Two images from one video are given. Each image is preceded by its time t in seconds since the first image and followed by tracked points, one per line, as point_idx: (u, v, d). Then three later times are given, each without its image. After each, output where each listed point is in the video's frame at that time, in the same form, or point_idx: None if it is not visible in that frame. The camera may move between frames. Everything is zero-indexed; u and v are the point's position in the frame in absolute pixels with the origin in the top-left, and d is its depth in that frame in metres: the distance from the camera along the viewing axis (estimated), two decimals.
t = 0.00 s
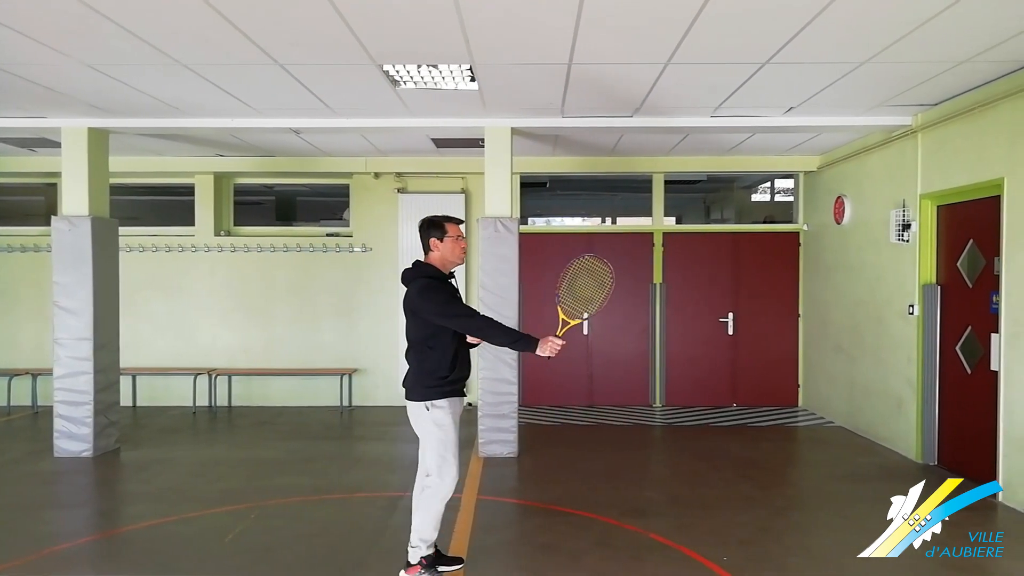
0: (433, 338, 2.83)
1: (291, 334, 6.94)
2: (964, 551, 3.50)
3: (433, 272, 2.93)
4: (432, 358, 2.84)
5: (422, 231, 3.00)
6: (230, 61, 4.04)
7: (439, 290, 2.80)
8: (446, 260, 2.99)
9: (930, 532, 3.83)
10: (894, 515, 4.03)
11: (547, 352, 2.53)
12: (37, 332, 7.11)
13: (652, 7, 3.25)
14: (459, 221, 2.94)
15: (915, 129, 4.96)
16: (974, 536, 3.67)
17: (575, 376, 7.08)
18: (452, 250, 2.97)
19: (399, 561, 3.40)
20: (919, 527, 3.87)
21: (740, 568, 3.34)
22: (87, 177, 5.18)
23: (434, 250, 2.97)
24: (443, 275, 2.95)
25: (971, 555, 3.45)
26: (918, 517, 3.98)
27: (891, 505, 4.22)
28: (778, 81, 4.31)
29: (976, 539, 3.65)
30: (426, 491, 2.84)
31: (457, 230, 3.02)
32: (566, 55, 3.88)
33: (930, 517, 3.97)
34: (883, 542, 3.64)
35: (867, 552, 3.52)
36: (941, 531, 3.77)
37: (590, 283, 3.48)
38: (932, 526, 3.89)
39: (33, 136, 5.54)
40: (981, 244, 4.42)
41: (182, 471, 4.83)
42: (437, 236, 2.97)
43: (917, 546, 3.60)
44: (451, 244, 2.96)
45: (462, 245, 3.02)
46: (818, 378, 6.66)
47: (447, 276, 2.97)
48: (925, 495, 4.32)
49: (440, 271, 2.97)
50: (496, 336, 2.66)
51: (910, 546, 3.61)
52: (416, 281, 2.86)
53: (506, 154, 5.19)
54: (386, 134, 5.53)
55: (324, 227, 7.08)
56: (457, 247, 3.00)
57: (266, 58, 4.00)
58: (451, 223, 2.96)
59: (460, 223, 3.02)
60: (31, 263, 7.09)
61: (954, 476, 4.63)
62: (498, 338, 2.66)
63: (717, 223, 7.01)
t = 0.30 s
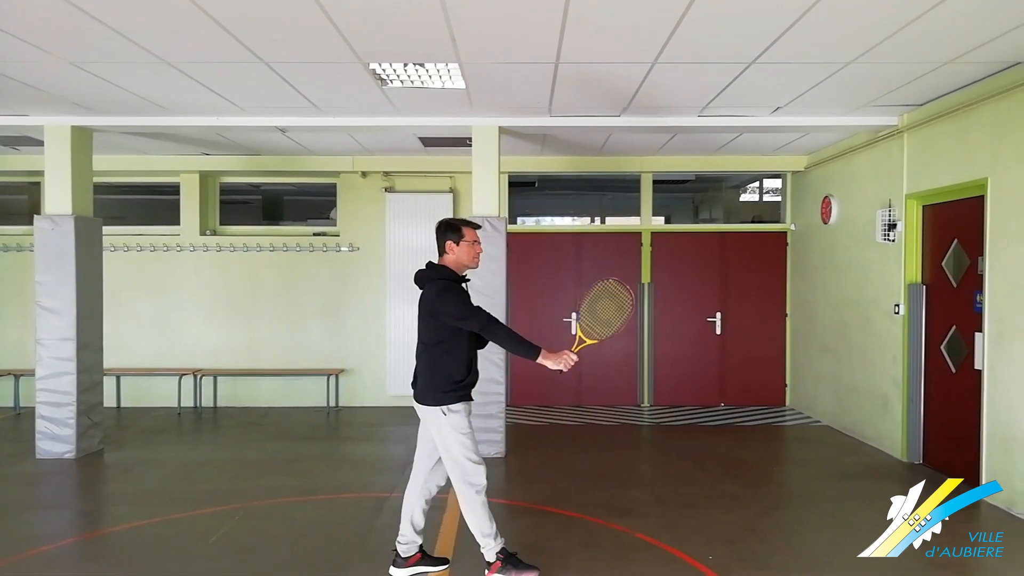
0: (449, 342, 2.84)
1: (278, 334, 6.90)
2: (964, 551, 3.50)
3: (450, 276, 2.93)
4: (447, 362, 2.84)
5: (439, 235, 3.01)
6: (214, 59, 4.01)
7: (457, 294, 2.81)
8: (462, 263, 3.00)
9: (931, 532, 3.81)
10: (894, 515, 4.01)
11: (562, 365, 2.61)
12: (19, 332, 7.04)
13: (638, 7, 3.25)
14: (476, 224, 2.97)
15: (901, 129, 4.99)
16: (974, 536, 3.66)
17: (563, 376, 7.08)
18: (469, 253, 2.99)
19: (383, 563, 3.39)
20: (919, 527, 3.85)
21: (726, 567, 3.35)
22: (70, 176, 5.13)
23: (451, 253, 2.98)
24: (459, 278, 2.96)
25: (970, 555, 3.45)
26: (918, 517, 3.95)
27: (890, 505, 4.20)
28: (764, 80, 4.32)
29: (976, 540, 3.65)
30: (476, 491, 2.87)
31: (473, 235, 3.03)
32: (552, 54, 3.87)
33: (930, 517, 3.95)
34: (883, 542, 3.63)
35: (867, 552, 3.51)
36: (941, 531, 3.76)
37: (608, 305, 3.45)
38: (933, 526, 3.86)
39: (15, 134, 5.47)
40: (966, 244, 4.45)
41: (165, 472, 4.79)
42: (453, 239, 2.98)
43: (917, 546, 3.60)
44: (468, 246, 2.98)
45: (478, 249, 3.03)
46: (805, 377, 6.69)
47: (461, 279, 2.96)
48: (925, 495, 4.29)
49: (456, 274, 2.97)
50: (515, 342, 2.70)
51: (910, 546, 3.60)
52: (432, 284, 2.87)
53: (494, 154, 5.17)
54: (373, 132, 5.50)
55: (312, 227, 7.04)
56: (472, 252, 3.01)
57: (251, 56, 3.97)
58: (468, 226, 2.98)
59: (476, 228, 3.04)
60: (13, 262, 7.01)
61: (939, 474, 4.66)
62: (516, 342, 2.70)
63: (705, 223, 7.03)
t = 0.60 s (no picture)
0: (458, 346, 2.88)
1: (253, 334, 6.84)
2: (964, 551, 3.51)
3: (457, 277, 2.94)
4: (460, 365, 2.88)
5: (445, 231, 3.00)
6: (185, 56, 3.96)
7: (459, 302, 2.82)
8: (468, 262, 2.99)
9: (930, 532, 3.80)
10: (895, 515, 3.99)
11: (526, 403, 2.66)
12: None
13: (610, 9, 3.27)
14: (481, 223, 2.92)
15: (872, 131, 5.06)
16: (974, 536, 3.67)
17: (540, 376, 7.09)
18: (475, 251, 2.97)
19: (355, 564, 3.37)
20: (919, 527, 3.82)
21: (698, 564, 3.39)
22: (38, 174, 5.04)
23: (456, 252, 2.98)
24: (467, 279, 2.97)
25: (971, 555, 3.46)
26: (918, 517, 3.92)
27: (890, 505, 4.18)
28: (738, 82, 4.36)
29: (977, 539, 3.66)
30: (475, 493, 2.90)
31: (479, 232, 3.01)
32: (527, 53, 3.87)
33: (931, 517, 3.90)
34: (883, 542, 3.63)
35: (867, 552, 3.52)
36: (942, 531, 3.76)
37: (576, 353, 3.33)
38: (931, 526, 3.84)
39: None
40: (934, 245, 4.54)
41: (135, 474, 4.72)
42: (458, 238, 2.97)
43: (917, 546, 3.61)
44: (474, 245, 2.96)
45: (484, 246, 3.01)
46: (777, 376, 6.77)
47: (469, 279, 2.97)
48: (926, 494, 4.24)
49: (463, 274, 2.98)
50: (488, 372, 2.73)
51: (911, 546, 3.61)
52: (441, 288, 2.88)
53: (471, 153, 5.17)
54: (348, 131, 5.47)
55: (287, 226, 6.98)
56: (479, 250, 2.99)
57: (223, 53, 3.92)
58: (474, 225, 2.95)
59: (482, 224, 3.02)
60: None
61: (908, 471, 4.74)
62: (488, 372, 2.73)
63: (681, 223, 7.08)
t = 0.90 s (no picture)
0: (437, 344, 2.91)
1: (215, 335, 6.74)
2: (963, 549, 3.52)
3: (451, 277, 2.97)
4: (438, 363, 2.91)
5: (449, 231, 3.01)
6: (143, 51, 3.87)
7: (434, 301, 2.85)
8: (467, 264, 3.02)
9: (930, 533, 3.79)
10: (894, 515, 3.97)
11: (462, 420, 2.72)
12: None
13: (571, 11, 3.29)
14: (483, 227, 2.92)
15: (832, 134, 5.16)
16: (974, 536, 3.64)
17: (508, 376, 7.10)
18: (475, 255, 2.99)
19: (314, 567, 3.33)
20: (919, 527, 3.81)
21: (662, 561, 3.42)
22: None
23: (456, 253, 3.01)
24: (460, 280, 2.99)
25: (971, 555, 3.44)
26: (918, 517, 3.90)
27: (890, 505, 4.16)
28: (701, 84, 4.41)
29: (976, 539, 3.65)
30: (440, 494, 2.91)
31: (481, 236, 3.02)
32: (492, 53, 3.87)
33: (931, 517, 3.89)
34: (883, 542, 3.61)
35: (867, 552, 3.49)
36: (941, 531, 3.74)
37: (541, 389, 3.26)
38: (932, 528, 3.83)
39: None
40: (892, 245, 4.64)
41: (90, 479, 4.61)
42: (461, 238, 2.97)
43: (918, 546, 3.59)
44: (474, 249, 2.98)
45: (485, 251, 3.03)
46: (741, 374, 6.87)
47: (465, 281, 3.01)
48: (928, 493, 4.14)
49: (458, 275, 3.01)
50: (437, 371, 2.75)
51: (911, 546, 3.59)
52: (428, 286, 2.93)
53: (436, 152, 5.15)
54: (313, 129, 5.42)
55: (250, 225, 6.89)
56: (479, 252, 2.99)
57: (183, 49, 3.85)
58: (478, 229, 2.95)
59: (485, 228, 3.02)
60: None
61: (866, 467, 4.85)
62: (436, 371, 2.74)
63: (647, 223, 7.17)
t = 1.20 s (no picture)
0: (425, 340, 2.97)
1: (186, 335, 6.66)
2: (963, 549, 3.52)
3: (439, 276, 2.99)
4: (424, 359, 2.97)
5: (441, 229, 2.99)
6: (111, 46, 3.80)
7: (414, 295, 2.91)
8: (455, 263, 2.98)
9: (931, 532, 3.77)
10: (895, 515, 3.97)
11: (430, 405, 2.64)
12: None
13: (542, 11, 3.30)
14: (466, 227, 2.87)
15: (802, 135, 5.24)
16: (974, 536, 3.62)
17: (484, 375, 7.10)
18: (460, 256, 2.94)
19: (283, 569, 3.30)
20: (919, 527, 3.80)
21: (635, 559, 3.44)
22: None
23: (445, 252, 2.99)
24: (448, 279, 2.98)
25: (971, 555, 3.43)
26: (919, 517, 3.88)
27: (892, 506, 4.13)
28: (675, 85, 4.45)
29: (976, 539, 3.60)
30: (419, 491, 2.91)
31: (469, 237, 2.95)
32: (467, 52, 3.86)
33: (931, 517, 3.85)
34: (883, 542, 3.62)
35: (867, 552, 3.50)
36: (942, 531, 3.73)
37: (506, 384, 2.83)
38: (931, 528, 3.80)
39: None
40: (861, 245, 4.72)
41: (54, 482, 4.52)
42: (449, 237, 2.94)
43: (918, 546, 3.59)
44: (457, 250, 2.93)
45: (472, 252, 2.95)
46: (714, 373, 6.94)
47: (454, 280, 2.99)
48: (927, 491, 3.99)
49: (447, 275, 3.01)
50: (406, 361, 2.80)
51: (911, 546, 3.59)
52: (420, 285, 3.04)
53: (409, 151, 5.13)
54: (285, 128, 5.38)
55: (222, 224, 6.80)
56: (465, 251, 2.94)
57: (152, 45, 3.79)
58: (461, 229, 2.90)
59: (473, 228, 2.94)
60: None
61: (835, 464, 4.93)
62: (405, 362, 2.79)
63: (621, 223, 7.21)
